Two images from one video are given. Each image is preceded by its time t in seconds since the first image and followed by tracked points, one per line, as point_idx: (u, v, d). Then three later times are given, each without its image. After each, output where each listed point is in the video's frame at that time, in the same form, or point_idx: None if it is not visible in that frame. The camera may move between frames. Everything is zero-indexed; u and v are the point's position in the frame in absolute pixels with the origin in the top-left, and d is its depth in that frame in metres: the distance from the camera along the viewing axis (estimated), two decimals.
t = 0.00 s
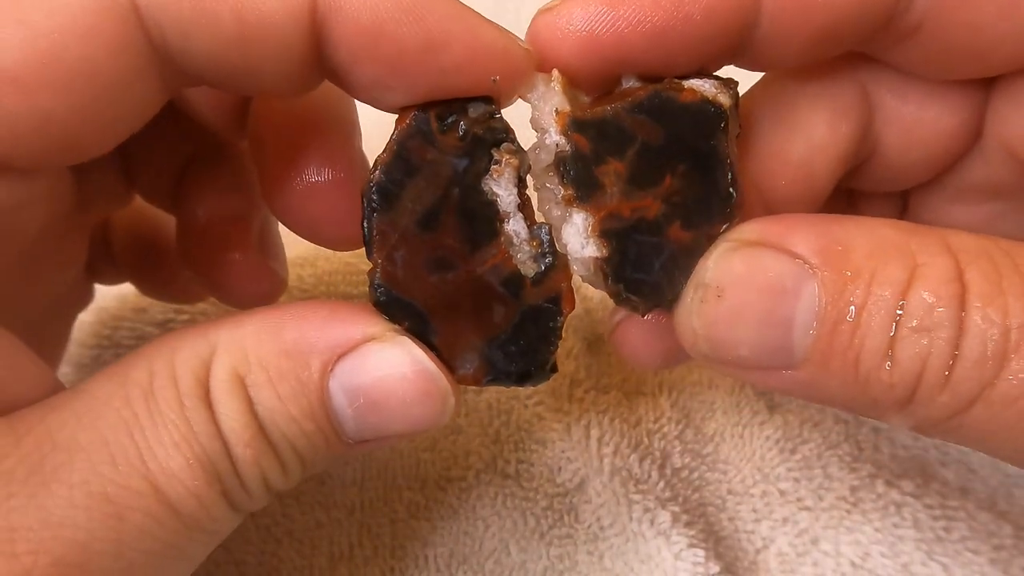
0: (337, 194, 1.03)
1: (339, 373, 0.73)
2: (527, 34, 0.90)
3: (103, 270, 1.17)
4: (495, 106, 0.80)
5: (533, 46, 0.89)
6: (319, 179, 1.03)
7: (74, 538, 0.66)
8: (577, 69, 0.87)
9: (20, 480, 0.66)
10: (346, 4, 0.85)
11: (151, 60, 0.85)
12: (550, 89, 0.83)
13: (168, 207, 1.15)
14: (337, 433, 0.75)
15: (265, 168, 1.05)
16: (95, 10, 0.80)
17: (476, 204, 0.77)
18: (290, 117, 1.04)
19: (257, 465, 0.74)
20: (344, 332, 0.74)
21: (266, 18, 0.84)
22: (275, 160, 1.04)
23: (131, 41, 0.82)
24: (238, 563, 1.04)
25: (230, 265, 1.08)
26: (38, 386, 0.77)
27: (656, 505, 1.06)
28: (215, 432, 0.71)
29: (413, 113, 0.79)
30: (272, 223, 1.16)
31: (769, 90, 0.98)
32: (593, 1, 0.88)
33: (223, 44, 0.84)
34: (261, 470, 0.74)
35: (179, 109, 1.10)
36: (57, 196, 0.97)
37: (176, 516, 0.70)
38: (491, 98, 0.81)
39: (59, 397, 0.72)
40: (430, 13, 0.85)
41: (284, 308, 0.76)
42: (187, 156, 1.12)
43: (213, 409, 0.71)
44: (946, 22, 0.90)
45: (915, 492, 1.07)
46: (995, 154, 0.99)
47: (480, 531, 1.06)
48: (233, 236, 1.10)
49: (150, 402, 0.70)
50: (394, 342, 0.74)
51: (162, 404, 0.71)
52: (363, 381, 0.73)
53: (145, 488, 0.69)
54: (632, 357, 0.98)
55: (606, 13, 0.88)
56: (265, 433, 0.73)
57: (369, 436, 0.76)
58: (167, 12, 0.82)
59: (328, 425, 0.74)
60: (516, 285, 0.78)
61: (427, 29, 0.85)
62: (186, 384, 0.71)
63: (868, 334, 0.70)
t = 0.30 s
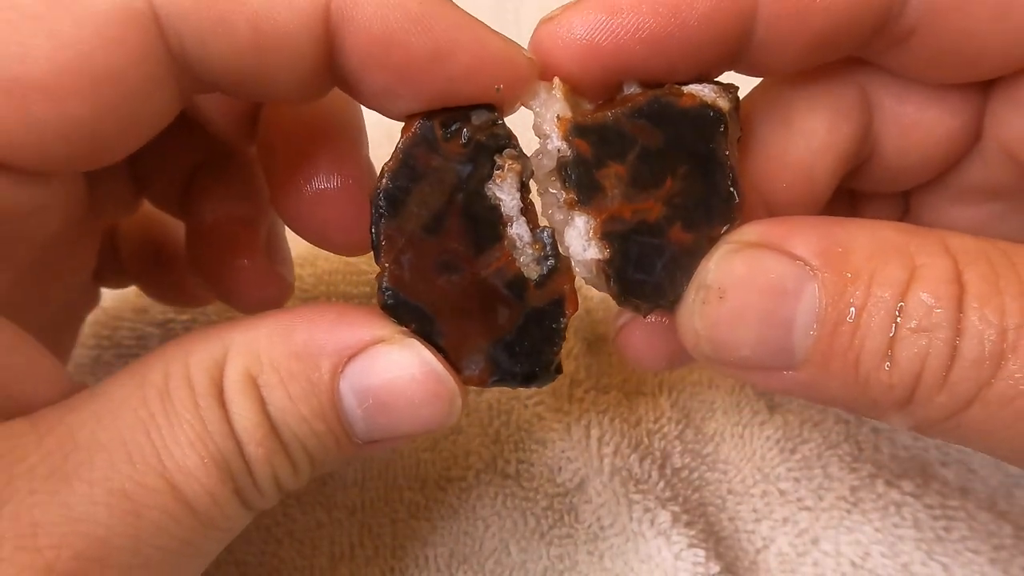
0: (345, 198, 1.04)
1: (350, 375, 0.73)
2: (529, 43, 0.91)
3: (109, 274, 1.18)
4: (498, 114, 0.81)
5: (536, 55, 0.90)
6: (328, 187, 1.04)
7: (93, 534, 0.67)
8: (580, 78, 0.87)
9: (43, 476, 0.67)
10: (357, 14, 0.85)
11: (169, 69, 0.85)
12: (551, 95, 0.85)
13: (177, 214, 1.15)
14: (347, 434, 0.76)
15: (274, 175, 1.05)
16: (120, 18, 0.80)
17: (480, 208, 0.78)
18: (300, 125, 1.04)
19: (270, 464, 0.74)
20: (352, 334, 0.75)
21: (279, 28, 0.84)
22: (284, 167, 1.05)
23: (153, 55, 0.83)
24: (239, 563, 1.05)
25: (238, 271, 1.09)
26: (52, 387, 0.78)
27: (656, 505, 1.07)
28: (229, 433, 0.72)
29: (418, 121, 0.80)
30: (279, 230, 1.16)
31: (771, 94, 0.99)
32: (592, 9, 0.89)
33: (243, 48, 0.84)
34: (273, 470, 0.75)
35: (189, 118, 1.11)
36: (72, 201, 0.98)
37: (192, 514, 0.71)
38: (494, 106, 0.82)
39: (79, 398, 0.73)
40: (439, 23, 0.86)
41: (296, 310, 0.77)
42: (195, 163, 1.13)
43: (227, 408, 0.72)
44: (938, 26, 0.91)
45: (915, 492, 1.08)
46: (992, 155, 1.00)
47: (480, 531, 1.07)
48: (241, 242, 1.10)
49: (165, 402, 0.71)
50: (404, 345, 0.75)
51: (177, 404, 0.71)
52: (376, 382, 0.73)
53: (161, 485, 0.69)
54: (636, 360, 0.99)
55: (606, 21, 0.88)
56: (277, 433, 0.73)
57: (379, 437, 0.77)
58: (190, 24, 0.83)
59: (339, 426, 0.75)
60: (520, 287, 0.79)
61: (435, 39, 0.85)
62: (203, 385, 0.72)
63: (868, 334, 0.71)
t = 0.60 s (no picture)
0: (336, 204, 1.05)
1: (333, 386, 0.73)
2: (519, 49, 0.92)
3: (93, 274, 1.19)
4: (486, 119, 0.82)
5: (525, 61, 0.90)
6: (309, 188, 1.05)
7: (68, 555, 0.67)
8: (568, 85, 0.88)
9: (17, 497, 0.68)
10: (335, 24, 0.86)
11: (146, 84, 0.87)
12: (539, 101, 0.85)
13: (159, 216, 1.16)
14: (332, 445, 0.76)
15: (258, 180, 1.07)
16: (88, 29, 0.81)
17: (469, 214, 0.78)
18: (282, 130, 1.05)
19: (252, 478, 0.74)
20: (338, 344, 0.75)
21: (256, 39, 0.85)
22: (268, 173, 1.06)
23: (125, 66, 0.84)
24: (239, 563, 1.06)
25: (221, 273, 1.10)
26: (33, 404, 0.78)
27: (656, 505, 1.07)
28: (211, 446, 0.72)
29: (406, 127, 0.81)
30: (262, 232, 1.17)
31: (758, 101, 0.99)
32: (582, 14, 0.90)
33: (222, 58, 0.85)
34: (256, 482, 0.75)
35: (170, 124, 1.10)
36: (50, 208, 0.99)
37: (171, 531, 0.71)
38: (482, 112, 0.83)
39: (53, 413, 0.73)
40: (418, 30, 0.87)
41: (277, 321, 0.77)
42: (174, 169, 1.12)
43: (207, 422, 0.72)
44: (926, 29, 0.91)
45: (915, 492, 1.08)
46: (981, 159, 1.00)
47: (480, 531, 1.07)
48: (225, 247, 1.11)
49: (143, 417, 0.71)
50: (389, 355, 0.75)
51: (155, 418, 0.71)
52: (358, 392, 0.74)
53: (139, 504, 0.69)
54: (627, 366, 0.99)
55: (595, 25, 0.89)
56: (261, 447, 0.74)
57: (363, 448, 0.77)
58: (162, 35, 0.84)
59: (323, 436, 0.75)
60: (510, 293, 0.79)
61: (416, 48, 0.86)
62: (181, 398, 0.72)
63: (857, 338, 0.71)
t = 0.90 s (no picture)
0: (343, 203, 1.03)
1: (329, 393, 0.72)
2: (527, 46, 0.90)
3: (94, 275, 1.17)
4: (494, 116, 0.79)
5: (533, 57, 0.89)
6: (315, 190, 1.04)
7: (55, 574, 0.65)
8: (581, 80, 0.85)
9: None
10: (336, 21, 0.84)
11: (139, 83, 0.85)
12: (550, 99, 0.82)
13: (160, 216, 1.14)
14: (330, 453, 0.74)
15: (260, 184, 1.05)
16: (80, 32, 0.79)
17: (475, 214, 0.77)
18: (281, 129, 1.03)
19: (246, 489, 0.73)
20: (335, 349, 0.73)
21: (255, 36, 0.84)
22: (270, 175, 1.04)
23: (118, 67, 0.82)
24: (239, 563, 1.03)
25: (225, 276, 1.08)
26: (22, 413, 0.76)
27: (656, 505, 1.06)
28: (201, 456, 0.71)
29: (412, 123, 0.79)
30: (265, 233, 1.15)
31: (772, 95, 0.97)
32: (592, 9, 0.88)
33: (215, 61, 0.84)
34: (250, 494, 0.73)
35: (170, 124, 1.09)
36: (41, 212, 0.98)
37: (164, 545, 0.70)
38: (490, 109, 0.80)
39: (36, 428, 0.72)
40: (423, 28, 0.85)
41: (264, 327, 0.74)
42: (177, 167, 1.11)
43: (200, 433, 0.71)
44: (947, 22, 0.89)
45: (914, 492, 1.06)
46: (1000, 153, 0.99)
47: (480, 530, 1.05)
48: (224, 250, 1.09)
49: (133, 428, 0.70)
50: (386, 361, 0.74)
51: (145, 429, 0.70)
52: (353, 400, 0.72)
53: (128, 520, 0.68)
54: (640, 368, 0.99)
55: (606, 21, 0.87)
56: (255, 458, 0.72)
57: (363, 456, 0.75)
58: (157, 36, 0.82)
59: (319, 445, 0.73)
60: (517, 297, 0.77)
61: (420, 45, 0.85)
62: (171, 408, 0.71)
63: (883, 342, 0.69)
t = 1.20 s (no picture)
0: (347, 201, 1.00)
1: (336, 407, 0.69)
2: (534, 37, 0.87)
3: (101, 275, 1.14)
4: (497, 115, 0.76)
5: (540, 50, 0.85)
6: (320, 184, 1.00)
7: None
8: (591, 75, 0.82)
9: None
10: (332, 20, 0.81)
11: (122, 82, 0.82)
12: (561, 94, 0.80)
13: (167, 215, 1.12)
14: (335, 469, 0.71)
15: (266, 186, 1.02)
16: (59, 29, 0.77)
17: (479, 219, 0.74)
18: (282, 126, 1.00)
19: (246, 503, 0.70)
20: (341, 361, 0.70)
21: (247, 34, 0.81)
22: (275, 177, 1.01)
23: (98, 64, 0.80)
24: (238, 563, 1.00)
25: (228, 275, 1.05)
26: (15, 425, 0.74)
27: (656, 505, 1.03)
28: (202, 469, 0.67)
29: (409, 126, 0.76)
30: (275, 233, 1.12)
31: (789, 92, 0.94)
32: None
33: (207, 59, 0.81)
34: (251, 509, 0.70)
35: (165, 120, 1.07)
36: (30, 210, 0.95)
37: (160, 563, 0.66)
38: (493, 109, 0.77)
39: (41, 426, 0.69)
40: (423, 27, 0.81)
41: (274, 334, 0.72)
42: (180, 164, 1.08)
43: (201, 443, 0.68)
44: (982, 13, 0.87)
45: (915, 492, 1.02)
46: None
47: (480, 530, 1.02)
48: (226, 248, 1.06)
49: (133, 436, 0.67)
50: (395, 374, 0.71)
51: (145, 437, 0.67)
52: (358, 417, 0.69)
53: (122, 533, 0.65)
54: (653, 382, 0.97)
55: (619, 11, 0.85)
56: (259, 472, 0.69)
57: (369, 471, 0.72)
58: (142, 36, 0.79)
59: (324, 460, 0.70)
60: (527, 303, 0.74)
61: (417, 42, 0.81)
62: (174, 417, 0.68)
63: (903, 358, 0.66)
